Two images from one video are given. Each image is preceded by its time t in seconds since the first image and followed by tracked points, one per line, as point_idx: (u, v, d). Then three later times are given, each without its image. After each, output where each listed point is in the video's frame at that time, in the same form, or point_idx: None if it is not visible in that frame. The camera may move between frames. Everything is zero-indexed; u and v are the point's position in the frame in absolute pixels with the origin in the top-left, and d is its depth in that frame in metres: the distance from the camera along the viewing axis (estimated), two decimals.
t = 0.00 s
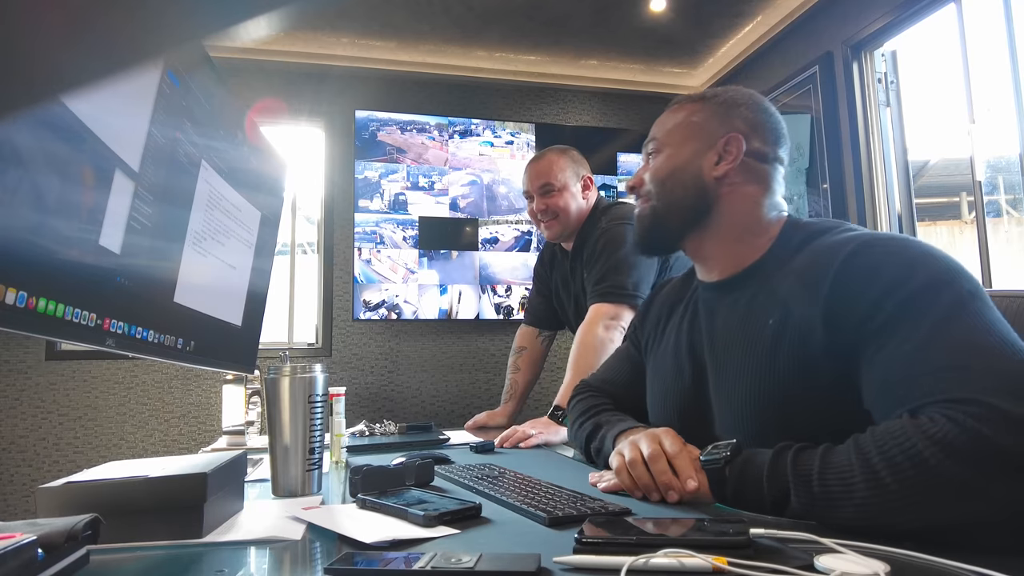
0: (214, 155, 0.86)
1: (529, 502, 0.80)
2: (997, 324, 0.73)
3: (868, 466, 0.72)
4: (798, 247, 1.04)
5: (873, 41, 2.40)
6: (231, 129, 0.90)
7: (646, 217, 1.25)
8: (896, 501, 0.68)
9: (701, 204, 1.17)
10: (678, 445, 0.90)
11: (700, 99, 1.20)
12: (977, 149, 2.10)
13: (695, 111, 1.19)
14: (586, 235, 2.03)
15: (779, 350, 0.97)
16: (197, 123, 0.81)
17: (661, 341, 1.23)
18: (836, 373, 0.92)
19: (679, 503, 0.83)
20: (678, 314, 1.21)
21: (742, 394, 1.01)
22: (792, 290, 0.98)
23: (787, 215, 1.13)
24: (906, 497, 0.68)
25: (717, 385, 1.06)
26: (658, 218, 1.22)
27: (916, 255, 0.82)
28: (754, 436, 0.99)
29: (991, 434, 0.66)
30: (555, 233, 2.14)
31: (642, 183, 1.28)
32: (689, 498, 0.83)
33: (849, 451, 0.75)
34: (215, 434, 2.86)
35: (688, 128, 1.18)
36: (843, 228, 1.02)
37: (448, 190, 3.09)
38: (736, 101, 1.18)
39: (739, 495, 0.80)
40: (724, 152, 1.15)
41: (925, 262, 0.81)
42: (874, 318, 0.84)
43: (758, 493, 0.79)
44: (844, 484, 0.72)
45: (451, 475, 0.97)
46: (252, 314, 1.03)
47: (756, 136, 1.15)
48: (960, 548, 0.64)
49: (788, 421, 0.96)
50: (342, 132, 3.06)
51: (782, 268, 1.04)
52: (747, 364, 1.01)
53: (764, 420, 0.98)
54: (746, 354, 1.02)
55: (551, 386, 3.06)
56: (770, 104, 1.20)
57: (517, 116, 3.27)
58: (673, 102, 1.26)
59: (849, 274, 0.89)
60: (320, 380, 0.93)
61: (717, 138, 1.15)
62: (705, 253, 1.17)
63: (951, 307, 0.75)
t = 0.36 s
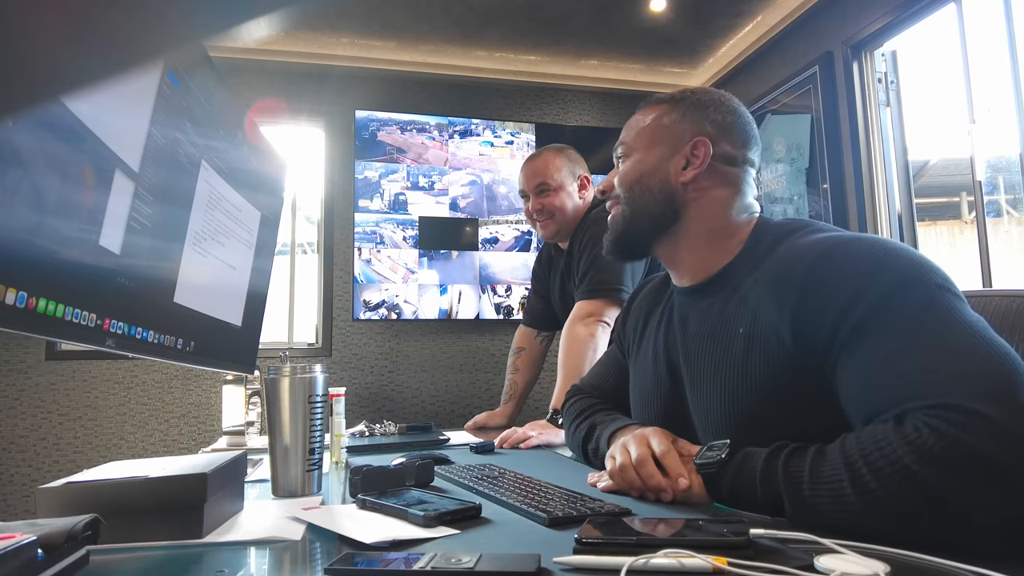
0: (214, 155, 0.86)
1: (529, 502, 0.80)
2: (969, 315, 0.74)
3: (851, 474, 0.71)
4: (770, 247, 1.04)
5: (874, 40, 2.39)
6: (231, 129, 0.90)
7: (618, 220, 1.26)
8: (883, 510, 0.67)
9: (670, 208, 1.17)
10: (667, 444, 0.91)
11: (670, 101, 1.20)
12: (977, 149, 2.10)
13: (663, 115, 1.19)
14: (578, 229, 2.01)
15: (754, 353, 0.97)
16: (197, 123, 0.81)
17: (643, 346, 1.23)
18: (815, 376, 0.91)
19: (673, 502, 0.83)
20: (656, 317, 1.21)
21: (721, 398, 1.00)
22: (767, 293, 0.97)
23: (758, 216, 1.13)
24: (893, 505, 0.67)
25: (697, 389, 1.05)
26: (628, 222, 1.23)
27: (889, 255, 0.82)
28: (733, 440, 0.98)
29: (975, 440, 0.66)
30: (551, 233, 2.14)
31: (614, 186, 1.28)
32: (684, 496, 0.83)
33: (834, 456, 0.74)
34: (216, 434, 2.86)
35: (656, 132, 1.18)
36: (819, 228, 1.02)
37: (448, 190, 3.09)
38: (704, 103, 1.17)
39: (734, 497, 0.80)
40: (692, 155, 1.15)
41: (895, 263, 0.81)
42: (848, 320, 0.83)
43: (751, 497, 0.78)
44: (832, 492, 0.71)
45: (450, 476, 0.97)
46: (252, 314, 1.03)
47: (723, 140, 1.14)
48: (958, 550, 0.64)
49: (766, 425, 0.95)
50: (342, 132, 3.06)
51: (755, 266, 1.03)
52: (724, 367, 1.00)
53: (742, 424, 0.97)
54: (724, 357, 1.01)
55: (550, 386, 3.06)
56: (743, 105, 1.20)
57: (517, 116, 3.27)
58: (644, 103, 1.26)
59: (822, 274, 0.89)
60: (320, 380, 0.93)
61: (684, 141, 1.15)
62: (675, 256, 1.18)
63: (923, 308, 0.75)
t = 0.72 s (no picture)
0: (214, 155, 0.86)
1: (529, 502, 0.80)
2: (972, 317, 0.74)
3: (852, 473, 0.71)
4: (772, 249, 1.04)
5: (874, 40, 2.39)
6: (231, 129, 0.90)
7: (621, 221, 1.26)
8: (885, 510, 0.67)
9: (674, 208, 1.17)
10: (666, 444, 0.90)
11: (674, 101, 1.20)
12: (977, 149, 2.10)
13: (667, 115, 1.19)
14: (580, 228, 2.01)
15: (756, 353, 0.97)
16: (198, 124, 0.81)
17: (644, 346, 1.23)
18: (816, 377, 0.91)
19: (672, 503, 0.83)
20: (657, 318, 1.21)
21: (723, 399, 1.00)
22: (769, 293, 0.97)
23: (761, 216, 1.13)
24: (894, 504, 0.67)
25: (699, 390, 1.05)
26: (631, 222, 1.23)
27: (892, 256, 0.82)
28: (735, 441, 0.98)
29: (977, 439, 0.66)
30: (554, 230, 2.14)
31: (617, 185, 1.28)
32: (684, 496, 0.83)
33: (836, 456, 0.74)
34: (216, 434, 2.86)
35: (659, 131, 1.19)
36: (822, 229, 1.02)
37: (448, 190, 3.09)
38: (707, 104, 1.17)
39: (735, 497, 0.80)
40: (696, 155, 1.15)
41: (898, 264, 0.81)
42: (850, 321, 0.83)
43: (753, 497, 0.78)
44: (834, 491, 0.71)
45: (450, 476, 0.97)
46: (252, 314, 1.03)
47: (727, 140, 1.14)
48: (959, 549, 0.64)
49: (768, 426, 0.95)
50: (342, 132, 3.06)
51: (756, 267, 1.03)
52: (727, 368, 1.00)
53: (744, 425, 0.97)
54: (727, 358, 1.01)
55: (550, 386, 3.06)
56: (746, 106, 1.20)
57: (517, 116, 3.27)
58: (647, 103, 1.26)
59: (825, 275, 0.89)
60: (320, 380, 0.93)
61: (688, 141, 1.15)
62: (677, 257, 1.18)
63: (925, 309, 0.75)
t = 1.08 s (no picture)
0: (214, 155, 0.86)
1: (530, 502, 0.80)
2: (977, 318, 0.74)
3: (852, 471, 0.71)
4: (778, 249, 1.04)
5: (874, 41, 2.39)
6: (231, 130, 0.90)
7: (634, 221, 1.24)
8: (885, 508, 0.67)
9: (691, 208, 1.16)
10: (662, 445, 0.90)
11: (686, 99, 1.20)
12: (977, 149, 2.10)
13: (682, 114, 1.18)
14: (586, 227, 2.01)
15: (761, 353, 0.97)
16: (197, 124, 0.81)
17: (649, 346, 1.23)
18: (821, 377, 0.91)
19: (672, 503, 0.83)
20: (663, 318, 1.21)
21: (728, 398, 1.00)
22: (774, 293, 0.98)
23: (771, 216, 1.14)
24: (894, 502, 0.67)
25: (704, 390, 1.06)
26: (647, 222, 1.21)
27: (898, 257, 0.82)
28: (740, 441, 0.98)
29: (979, 438, 0.66)
30: (559, 226, 2.15)
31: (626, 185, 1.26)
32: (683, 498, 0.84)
33: (837, 454, 0.75)
34: (216, 434, 2.86)
35: (676, 129, 1.18)
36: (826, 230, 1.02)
37: (448, 190, 3.09)
38: (720, 102, 1.18)
39: (737, 497, 0.80)
40: (715, 154, 1.15)
41: (904, 265, 0.81)
42: (856, 321, 0.83)
43: (755, 496, 0.78)
44: (835, 490, 0.71)
45: (451, 475, 0.97)
46: (252, 314, 1.03)
47: (743, 140, 1.15)
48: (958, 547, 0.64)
49: (772, 426, 0.95)
50: (342, 132, 3.06)
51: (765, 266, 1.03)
52: (732, 368, 1.00)
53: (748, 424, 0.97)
54: (732, 357, 1.01)
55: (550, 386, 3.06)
56: (755, 106, 1.20)
57: (517, 116, 3.27)
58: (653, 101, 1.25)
59: (829, 275, 0.89)
60: (320, 380, 0.93)
61: (707, 140, 1.15)
62: (693, 258, 1.16)
63: (932, 310, 0.75)
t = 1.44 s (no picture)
0: (214, 155, 0.86)
1: (530, 502, 0.80)
2: (978, 317, 0.74)
3: (851, 472, 0.71)
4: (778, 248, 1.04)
5: (874, 41, 2.39)
6: (231, 130, 0.90)
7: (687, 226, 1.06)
8: (882, 510, 0.67)
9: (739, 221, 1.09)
10: (660, 446, 0.90)
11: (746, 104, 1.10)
12: (977, 149, 2.10)
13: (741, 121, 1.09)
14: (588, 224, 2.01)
15: (760, 352, 0.97)
16: (197, 124, 0.81)
17: (647, 344, 1.23)
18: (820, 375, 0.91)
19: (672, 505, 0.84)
20: (661, 317, 1.21)
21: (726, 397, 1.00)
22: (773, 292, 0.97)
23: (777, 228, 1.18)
24: (892, 503, 0.67)
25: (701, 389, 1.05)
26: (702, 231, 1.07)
27: (898, 256, 0.82)
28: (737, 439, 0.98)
29: (976, 441, 0.66)
30: (560, 225, 2.14)
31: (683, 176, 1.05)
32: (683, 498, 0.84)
33: (837, 455, 0.75)
34: (216, 433, 2.86)
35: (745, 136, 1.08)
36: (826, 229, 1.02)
37: (448, 191, 3.09)
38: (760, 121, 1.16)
39: (738, 497, 0.80)
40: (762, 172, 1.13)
41: (904, 264, 0.81)
42: (856, 320, 0.83)
43: (755, 497, 0.78)
44: (833, 491, 0.71)
45: (451, 475, 0.97)
46: (252, 314, 1.03)
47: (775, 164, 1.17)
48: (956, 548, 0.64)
49: (770, 425, 0.95)
50: (342, 132, 3.06)
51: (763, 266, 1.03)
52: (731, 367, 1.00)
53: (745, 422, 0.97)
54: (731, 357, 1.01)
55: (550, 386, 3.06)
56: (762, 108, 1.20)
57: (517, 116, 3.27)
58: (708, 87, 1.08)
59: (829, 275, 0.89)
60: (320, 380, 0.93)
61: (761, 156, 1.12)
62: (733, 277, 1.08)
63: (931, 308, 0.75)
